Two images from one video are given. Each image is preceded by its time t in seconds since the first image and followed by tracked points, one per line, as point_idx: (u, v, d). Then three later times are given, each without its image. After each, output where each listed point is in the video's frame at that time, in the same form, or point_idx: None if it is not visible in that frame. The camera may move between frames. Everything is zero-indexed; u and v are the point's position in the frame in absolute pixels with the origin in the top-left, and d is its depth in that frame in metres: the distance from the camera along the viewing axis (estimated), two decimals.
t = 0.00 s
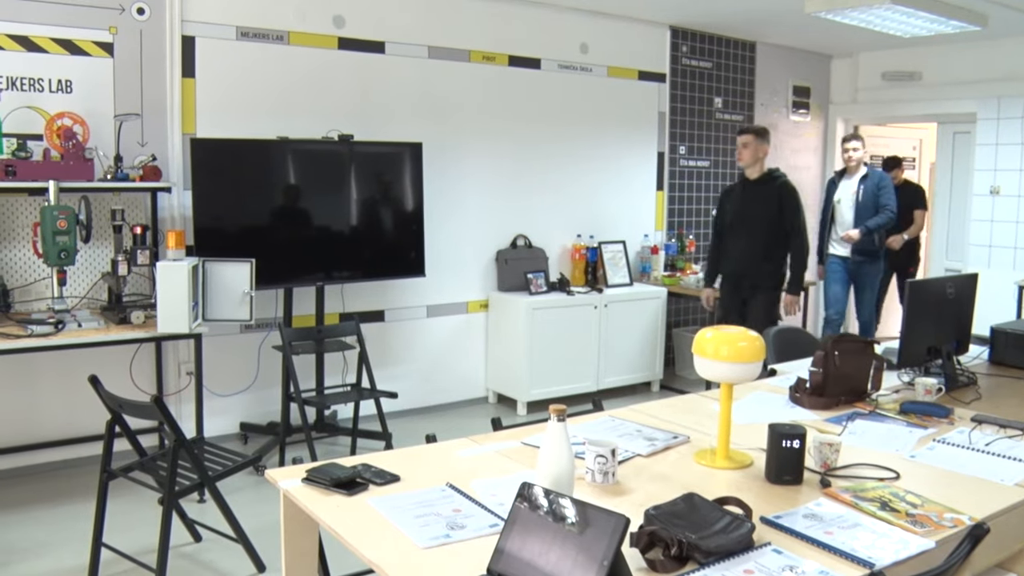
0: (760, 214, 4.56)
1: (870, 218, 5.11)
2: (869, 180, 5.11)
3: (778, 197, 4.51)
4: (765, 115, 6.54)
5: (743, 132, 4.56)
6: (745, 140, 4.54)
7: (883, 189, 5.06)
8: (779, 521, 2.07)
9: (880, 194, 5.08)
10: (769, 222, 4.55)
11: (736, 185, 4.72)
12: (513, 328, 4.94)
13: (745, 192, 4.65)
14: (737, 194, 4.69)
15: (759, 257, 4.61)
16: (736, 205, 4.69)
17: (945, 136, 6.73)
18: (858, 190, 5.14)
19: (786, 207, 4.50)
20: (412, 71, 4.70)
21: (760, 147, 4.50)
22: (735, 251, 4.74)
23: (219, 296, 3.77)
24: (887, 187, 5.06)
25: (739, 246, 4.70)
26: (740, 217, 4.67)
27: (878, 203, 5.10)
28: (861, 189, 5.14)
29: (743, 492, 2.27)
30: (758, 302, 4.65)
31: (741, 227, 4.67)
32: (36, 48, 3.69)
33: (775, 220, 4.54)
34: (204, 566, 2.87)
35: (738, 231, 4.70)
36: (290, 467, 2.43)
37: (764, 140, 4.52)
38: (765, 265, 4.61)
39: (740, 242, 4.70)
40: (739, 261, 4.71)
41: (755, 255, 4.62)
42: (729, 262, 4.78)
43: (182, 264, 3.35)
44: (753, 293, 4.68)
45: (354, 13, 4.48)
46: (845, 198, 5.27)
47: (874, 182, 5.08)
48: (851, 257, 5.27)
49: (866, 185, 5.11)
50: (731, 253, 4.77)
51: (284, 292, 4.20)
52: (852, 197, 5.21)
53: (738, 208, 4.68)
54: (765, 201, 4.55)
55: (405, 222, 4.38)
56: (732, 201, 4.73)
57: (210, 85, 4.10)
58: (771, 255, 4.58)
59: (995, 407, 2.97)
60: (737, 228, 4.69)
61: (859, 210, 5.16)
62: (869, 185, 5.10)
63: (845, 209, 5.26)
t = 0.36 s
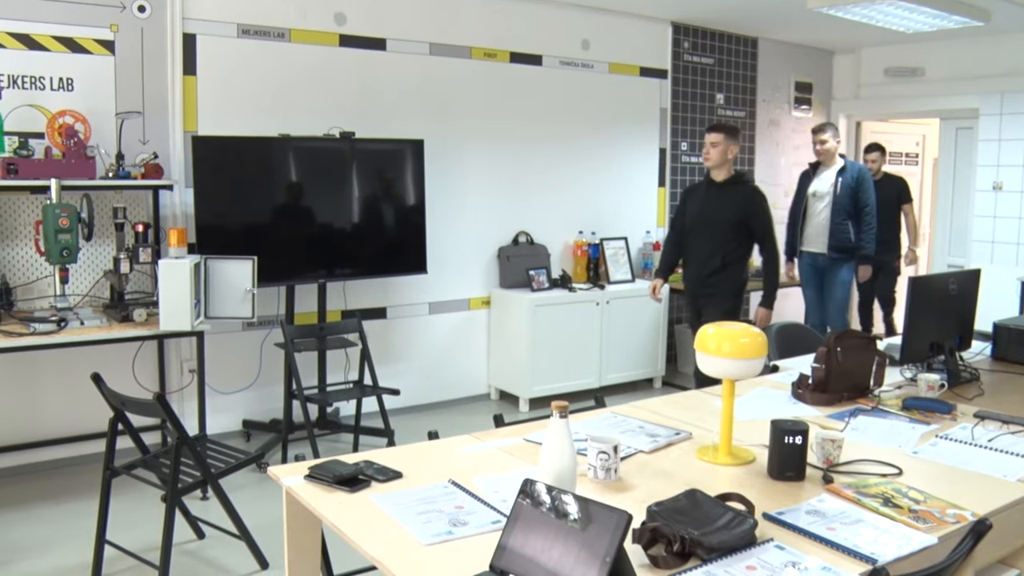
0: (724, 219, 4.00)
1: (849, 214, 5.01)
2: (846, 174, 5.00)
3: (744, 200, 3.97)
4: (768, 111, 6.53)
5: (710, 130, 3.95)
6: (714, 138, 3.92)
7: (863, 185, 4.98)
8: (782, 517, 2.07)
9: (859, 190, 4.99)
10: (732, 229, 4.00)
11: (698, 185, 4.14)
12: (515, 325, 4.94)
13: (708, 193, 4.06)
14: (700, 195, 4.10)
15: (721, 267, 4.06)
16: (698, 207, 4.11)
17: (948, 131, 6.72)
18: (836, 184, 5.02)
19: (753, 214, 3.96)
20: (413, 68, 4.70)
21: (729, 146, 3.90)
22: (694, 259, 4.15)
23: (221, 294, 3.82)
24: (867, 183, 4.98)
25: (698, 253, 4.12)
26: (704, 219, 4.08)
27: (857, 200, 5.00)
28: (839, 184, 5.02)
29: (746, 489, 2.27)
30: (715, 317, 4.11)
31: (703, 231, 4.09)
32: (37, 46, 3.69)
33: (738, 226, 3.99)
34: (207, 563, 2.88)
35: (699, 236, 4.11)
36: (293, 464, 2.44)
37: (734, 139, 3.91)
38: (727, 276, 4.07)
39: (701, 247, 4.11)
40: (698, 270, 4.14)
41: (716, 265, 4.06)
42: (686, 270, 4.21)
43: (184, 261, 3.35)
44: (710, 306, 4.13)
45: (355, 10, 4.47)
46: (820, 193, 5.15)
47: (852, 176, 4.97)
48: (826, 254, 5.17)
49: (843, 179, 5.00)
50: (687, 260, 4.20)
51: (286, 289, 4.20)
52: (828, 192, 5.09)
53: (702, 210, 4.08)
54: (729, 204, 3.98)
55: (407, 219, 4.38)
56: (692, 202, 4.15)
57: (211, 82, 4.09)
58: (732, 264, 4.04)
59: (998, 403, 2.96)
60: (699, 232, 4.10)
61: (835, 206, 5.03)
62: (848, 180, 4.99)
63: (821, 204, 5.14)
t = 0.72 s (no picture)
0: (676, 207, 3.78)
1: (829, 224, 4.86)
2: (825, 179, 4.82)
3: (696, 188, 3.74)
4: (770, 109, 6.53)
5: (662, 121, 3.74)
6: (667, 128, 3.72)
7: (843, 193, 4.84)
8: (784, 515, 2.07)
9: (838, 198, 4.85)
10: (685, 218, 3.77)
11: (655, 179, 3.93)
12: (518, 323, 4.95)
13: (661, 183, 3.86)
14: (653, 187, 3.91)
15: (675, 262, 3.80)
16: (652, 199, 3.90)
17: (950, 129, 6.73)
18: (815, 194, 4.82)
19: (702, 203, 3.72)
20: (416, 66, 4.70)
21: (683, 137, 3.70)
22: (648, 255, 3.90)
23: (224, 291, 3.76)
24: (847, 190, 4.87)
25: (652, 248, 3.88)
26: (657, 211, 3.87)
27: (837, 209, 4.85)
28: (819, 193, 4.81)
29: (748, 487, 2.28)
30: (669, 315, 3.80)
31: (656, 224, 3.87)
32: (40, 44, 3.69)
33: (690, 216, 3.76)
34: (209, 560, 2.88)
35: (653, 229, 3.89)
36: (296, 461, 2.44)
37: (687, 128, 3.69)
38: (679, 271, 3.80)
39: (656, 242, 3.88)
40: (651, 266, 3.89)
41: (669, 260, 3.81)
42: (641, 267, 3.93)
43: (186, 259, 3.35)
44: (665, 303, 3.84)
45: (358, 7, 4.47)
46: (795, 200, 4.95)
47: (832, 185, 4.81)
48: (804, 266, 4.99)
49: (824, 186, 4.80)
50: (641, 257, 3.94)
51: (289, 286, 4.20)
52: (804, 200, 4.91)
53: (656, 203, 3.87)
54: (680, 192, 3.77)
55: (409, 216, 4.38)
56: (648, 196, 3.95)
57: (213, 79, 4.09)
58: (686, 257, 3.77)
59: (1000, 402, 2.97)
60: (652, 225, 3.88)
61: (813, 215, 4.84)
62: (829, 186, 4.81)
63: (798, 211, 4.95)
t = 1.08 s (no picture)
0: (615, 211, 3.47)
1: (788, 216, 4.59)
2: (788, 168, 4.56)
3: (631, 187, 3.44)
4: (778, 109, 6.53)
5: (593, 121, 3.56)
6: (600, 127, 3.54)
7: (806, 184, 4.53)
8: (792, 515, 2.07)
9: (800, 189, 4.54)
10: (626, 221, 3.46)
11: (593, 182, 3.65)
12: (525, 322, 4.95)
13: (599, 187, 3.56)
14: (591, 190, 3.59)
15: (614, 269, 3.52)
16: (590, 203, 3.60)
17: (959, 129, 6.72)
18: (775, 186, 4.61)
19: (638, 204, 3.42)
20: (424, 66, 4.70)
21: (613, 134, 3.49)
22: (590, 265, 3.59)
23: (233, 290, 3.77)
24: (813, 181, 4.53)
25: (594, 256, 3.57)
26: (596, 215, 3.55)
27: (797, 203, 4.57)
28: (780, 184, 4.59)
29: (756, 487, 2.27)
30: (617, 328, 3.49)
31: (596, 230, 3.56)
32: (49, 43, 3.70)
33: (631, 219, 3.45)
34: (218, 559, 2.88)
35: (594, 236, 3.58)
36: (305, 460, 2.44)
37: (617, 123, 3.48)
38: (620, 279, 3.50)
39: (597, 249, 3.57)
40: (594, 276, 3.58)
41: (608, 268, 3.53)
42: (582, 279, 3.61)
43: (195, 258, 3.35)
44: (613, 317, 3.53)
45: (366, 7, 4.48)
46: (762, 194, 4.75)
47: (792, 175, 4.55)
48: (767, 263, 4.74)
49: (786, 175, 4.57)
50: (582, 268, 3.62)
51: (297, 285, 4.20)
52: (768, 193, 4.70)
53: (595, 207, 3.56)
54: (619, 194, 3.47)
55: (416, 215, 4.38)
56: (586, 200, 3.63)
57: (221, 79, 4.09)
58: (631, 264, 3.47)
59: (1009, 402, 2.96)
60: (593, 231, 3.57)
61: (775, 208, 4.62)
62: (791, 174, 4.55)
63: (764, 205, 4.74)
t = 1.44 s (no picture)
0: (578, 213, 3.11)
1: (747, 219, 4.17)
2: (752, 166, 4.15)
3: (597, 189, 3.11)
4: (799, 108, 6.49)
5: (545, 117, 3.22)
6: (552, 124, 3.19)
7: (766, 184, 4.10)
8: (812, 517, 2.05)
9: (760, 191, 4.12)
10: (588, 225, 3.12)
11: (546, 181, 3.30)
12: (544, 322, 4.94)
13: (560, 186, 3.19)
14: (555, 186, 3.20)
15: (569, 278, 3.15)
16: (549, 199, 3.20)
17: (982, 128, 6.65)
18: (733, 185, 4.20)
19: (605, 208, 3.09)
20: (443, 65, 4.71)
21: (565, 130, 3.13)
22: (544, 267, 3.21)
23: (253, 290, 3.79)
24: (776, 181, 4.09)
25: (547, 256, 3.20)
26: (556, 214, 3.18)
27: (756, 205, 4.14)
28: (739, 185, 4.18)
29: (776, 487, 2.26)
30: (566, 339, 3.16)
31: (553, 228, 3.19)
32: (73, 44, 3.73)
33: (595, 224, 3.11)
34: (238, 556, 2.90)
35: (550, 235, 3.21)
36: (325, 458, 2.45)
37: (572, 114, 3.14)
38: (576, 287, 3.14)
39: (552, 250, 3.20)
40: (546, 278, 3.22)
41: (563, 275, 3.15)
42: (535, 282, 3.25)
43: (215, 257, 3.37)
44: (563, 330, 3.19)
45: (386, 7, 4.49)
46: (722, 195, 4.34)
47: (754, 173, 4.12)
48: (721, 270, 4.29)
49: (749, 172, 4.15)
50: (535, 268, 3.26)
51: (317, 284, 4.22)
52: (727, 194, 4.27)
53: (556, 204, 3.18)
54: (583, 195, 3.11)
55: (435, 215, 4.39)
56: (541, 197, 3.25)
57: (242, 79, 4.12)
58: (592, 273, 3.13)
59: None
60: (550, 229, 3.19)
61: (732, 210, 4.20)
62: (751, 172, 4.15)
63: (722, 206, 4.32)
